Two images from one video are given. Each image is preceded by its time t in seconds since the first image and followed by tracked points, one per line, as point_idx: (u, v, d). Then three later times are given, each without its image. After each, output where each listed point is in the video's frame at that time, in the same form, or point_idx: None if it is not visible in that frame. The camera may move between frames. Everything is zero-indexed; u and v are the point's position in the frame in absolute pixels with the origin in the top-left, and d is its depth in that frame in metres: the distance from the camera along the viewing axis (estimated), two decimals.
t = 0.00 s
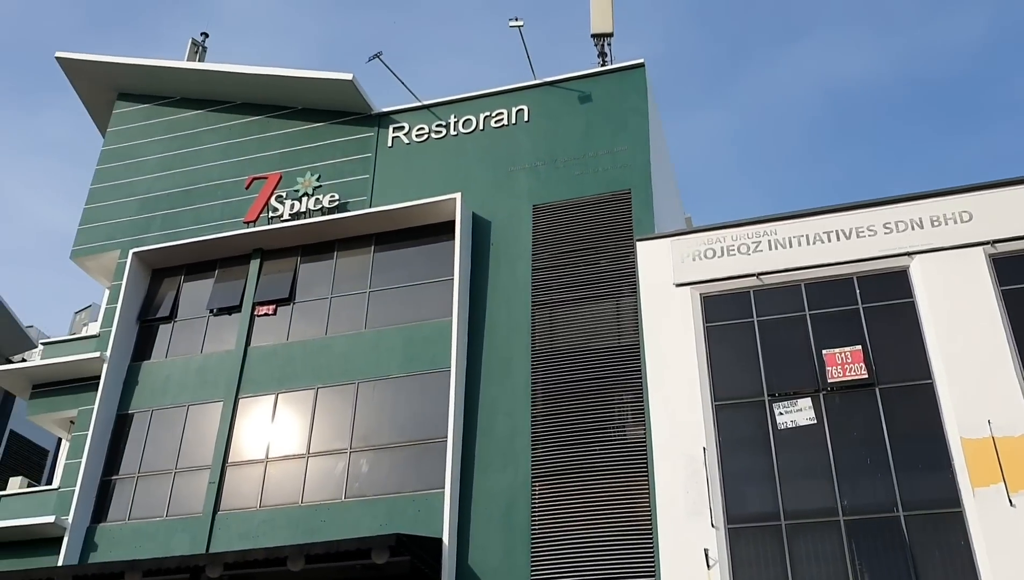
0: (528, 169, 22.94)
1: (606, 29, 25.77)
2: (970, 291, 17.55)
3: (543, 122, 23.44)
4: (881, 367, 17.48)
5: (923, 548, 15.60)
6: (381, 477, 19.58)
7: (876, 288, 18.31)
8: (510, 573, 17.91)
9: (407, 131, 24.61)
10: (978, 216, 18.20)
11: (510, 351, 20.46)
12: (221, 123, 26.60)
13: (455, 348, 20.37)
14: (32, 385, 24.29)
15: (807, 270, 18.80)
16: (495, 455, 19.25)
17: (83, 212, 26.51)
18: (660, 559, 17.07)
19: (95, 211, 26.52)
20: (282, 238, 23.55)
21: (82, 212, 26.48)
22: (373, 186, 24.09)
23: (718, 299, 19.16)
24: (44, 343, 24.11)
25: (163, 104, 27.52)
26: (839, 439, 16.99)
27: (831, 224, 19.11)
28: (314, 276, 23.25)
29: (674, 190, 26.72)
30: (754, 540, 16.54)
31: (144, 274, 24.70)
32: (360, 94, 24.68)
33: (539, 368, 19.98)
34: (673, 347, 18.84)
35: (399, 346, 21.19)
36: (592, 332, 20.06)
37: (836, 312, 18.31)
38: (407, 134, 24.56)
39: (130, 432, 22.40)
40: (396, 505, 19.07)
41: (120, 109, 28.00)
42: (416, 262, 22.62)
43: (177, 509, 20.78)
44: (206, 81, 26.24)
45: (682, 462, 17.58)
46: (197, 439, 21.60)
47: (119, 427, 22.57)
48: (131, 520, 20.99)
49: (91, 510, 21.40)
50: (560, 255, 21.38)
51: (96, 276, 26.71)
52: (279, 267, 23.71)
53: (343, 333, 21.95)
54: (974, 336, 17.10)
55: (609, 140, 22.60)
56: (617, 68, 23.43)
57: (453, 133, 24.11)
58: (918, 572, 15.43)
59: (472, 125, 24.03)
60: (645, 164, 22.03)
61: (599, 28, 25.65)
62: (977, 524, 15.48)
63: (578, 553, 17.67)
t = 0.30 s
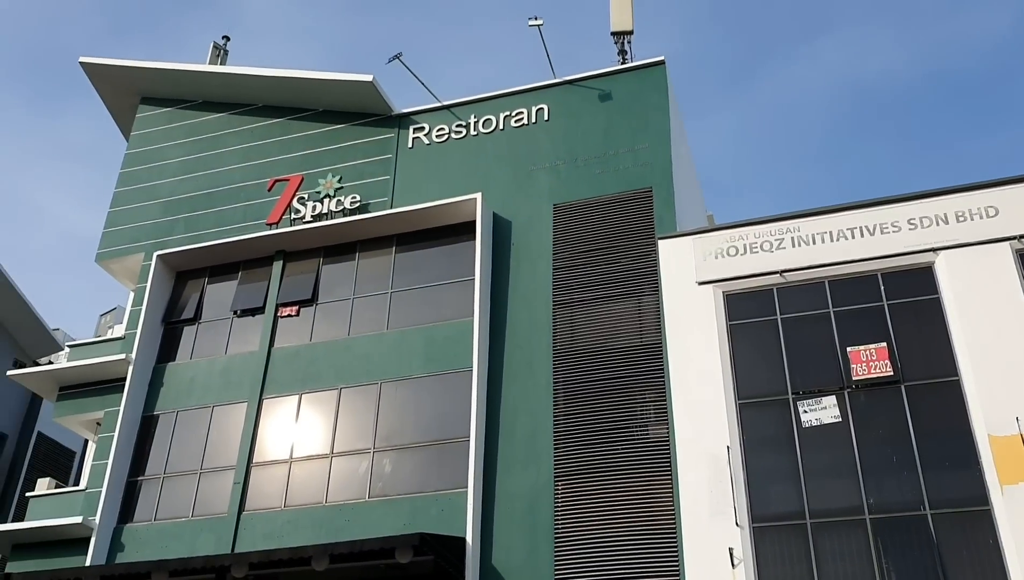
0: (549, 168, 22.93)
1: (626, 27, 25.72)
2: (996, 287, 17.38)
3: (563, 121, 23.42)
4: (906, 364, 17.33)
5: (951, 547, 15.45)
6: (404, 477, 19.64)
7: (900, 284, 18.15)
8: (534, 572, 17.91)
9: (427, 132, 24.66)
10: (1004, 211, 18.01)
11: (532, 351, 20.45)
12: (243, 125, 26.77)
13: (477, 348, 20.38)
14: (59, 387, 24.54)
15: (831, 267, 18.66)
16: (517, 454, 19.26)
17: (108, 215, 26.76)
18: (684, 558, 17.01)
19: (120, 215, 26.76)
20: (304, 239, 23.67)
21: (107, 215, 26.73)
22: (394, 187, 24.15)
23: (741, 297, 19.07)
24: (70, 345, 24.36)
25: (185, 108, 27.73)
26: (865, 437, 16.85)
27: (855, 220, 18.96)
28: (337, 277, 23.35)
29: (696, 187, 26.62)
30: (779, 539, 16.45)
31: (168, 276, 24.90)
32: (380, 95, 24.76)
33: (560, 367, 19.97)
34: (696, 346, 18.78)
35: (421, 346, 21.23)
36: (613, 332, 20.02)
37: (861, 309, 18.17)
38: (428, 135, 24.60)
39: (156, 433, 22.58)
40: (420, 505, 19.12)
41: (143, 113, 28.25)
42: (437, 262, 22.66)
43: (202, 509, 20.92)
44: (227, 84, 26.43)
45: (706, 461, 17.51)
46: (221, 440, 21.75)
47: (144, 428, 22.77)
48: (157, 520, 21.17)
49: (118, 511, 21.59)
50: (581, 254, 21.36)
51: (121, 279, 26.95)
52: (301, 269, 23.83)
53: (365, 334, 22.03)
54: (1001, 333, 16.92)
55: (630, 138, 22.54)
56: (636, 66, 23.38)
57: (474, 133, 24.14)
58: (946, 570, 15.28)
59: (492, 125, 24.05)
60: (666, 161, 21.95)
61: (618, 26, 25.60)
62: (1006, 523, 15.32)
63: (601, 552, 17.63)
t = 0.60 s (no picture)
0: (561, 165, 22.89)
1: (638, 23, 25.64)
2: (1013, 283, 17.25)
3: (575, 118, 23.38)
4: (922, 361, 17.22)
5: (967, 544, 15.35)
6: (418, 475, 19.67)
7: (915, 280, 18.04)
8: (548, 570, 17.91)
9: (439, 130, 24.67)
10: (1020, 206, 17.87)
11: (545, 349, 20.43)
12: (256, 124, 26.84)
13: (490, 346, 20.38)
14: (75, 386, 24.70)
15: (845, 264, 18.56)
16: (531, 452, 19.25)
17: (122, 215, 26.89)
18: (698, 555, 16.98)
19: (134, 214, 26.89)
20: (317, 238, 23.71)
21: (121, 215, 26.87)
22: (407, 185, 24.17)
23: (755, 294, 18.99)
24: (85, 344, 24.51)
25: (198, 107, 27.83)
26: (880, 434, 16.76)
27: (869, 216, 18.85)
28: (350, 276, 23.38)
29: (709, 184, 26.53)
30: (794, 536, 16.39)
31: (182, 275, 24.99)
32: (392, 93, 24.77)
33: (574, 365, 19.94)
34: (710, 343, 18.72)
35: (434, 344, 21.25)
36: (627, 329, 19.98)
37: (876, 305, 18.06)
38: (440, 133, 24.60)
39: (170, 431, 22.69)
40: (433, 502, 19.14)
41: (156, 113, 28.37)
42: (449, 260, 22.66)
43: (217, 507, 21.01)
44: (240, 83, 26.51)
45: (720, 459, 17.46)
46: (236, 438, 21.83)
47: (159, 426, 22.88)
48: (172, 518, 21.27)
49: (133, 508, 21.71)
50: (593, 252, 21.32)
51: (136, 278, 27.08)
52: (314, 267, 23.88)
53: (378, 332, 22.06)
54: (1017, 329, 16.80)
55: (642, 135, 22.47)
56: (649, 63, 23.31)
57: (486, 131, 24.13)
58: (962, 568, 15.19)
59: (504, 122, 24.02)
60: (679, 158, 21.88)
61: (630, 23, 25.52)
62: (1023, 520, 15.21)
63: (616, 550, 17.61)
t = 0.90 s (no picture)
0: (566, 163, 22.87)
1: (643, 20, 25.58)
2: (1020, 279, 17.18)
3: (580, 115, 23.35)
4: (929, 356, 17.17)
5: (976, 540, 15.30)
6: (425, 473, 19.68)
7: (923, 276, 17.98)
8: (556, 567, 17.91)
9: (444, 128, 24.66)
10: None
11: (551, 346, 20.42)
12: (261, 124, 26.87)
13: (496, 344, 20.38)
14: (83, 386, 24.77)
15: (852, 259, 18.51)
16: (538, 449, 19.25)
17: (128, 215, 26.96)
18: (706, 552, 16.96)
19: (141, 214, 26.95)
20: (323, 236, 23.73)
21: (127, 215, 26.93)
22: (412, 183, 24.17)
23: (762, 290, 18.95)
24: (93, 344, 24.58)
25: (203, 107, 27.87)
26: (889, 430, 16.72)
27: (876, 211, 18.80)
28: (356, 274, 23.40)
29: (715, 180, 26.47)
30: (802, 532, 16.35)
31: (189, 275, 25.04)
32: (397, 92, 24.77)
33: (580, 362, 19.93)
34: (717, 340, 18.69)
35: (441, 342, 21.26)
36: (633, 326, 19.95)
37: (883, 300, 18.01)
38: (445, 131, 24.60)
39: (178, 431, 22.74)
40: (440, 500, 19.15)
41: (162, 113, 28.41)
42: (455, 258, 22.66)
43: (225, 506, 21.05)
44: (245, 83, 26.54)
45: (728, 456, 17.43)
46: (243, 437, 21.87)
47: (167, 426, 22.93)
48: (180, 517, 21.32)
49: (141, 508, 21.77)
50: (600, 249, 21.29)
51: (143, 278, 27.14)
52: (321, 266, 23.90)
53: (385, 330, 22.08)
54: None
55: (648, 131, 22.43)
56: (654, 59, 23.26)
57: (491, 128, 24.11)
58: (971, 563, 15.14)
59: (509, 120, 24.01)
60: (684, 154, 21.83)
61: (635, 19, 25.47)
62: None
63: (623, 548, 17.59)
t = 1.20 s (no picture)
0: (566, 159, 22.86)
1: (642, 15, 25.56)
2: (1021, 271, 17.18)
3: (580, 111, 23.34)
4: (931, 349, 17.17)
5: (978, 532, 15.31)
6: (427, 470, 19.70)
7: (924, 269, 17.98)
8: (559, 563, 17.93)
9: (444, 125, 24.64)
10: None
11: (553, 342, 20.43)
12: (260, 122, 26.86)
13: (497, 340, 20.39)
14: (85, 386, 24.79)
15: (852, 253, 18.51)
16: (540, 446, 19.26)
17: (128, 214, 26.96)
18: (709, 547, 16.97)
19: (141, 213, 26.95)
20: (323, 234, 23.73)
21: (127, 214, 26.93)
22: (412, 180, 24.17)
23: (763, 285, 18.95)
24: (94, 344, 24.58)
25: (203, 106, 27.86)
26: (890, 423, 16.73)
27: (877, 205, 18.79)
28: (357, 272, 23.41)
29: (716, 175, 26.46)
30: (804, 526, 16.37)
31: (189, 274, 25.05)
32: (396, 89, 24.75)
33: (582, 358, 19.94)
34: (718, 335, 18.70)
35: (442, 339, 21.27)
36: (634, 322, 19.95)
37: (885, 294, 18.00)
38: (444, 128, 24.58)
39: (180, 429, 22.76)
40: (443, 497, 19.17)
41: (161, 112, 28.40)
42: (456, 255, 22.66)
43: (227, 504, 21.07)
44: (244, 81, 26.52)
45: (730, 451, 17.45)
46: (245, 436, 21.89)
47: (169, 424, 22.94)
48: (183, 516, 21.35)
49: (145, 507, 21.80)
50: (600, 245, 21.30)
51: (143, 277, 27.16)
52: (321, 264, 23.89)
53: (386, 327, 22.09)
54: None
55: (647, 126, 22.42)
56: (654, 54, 23.24)
57: (490, 125, 24.10)
58: (973, 556, 15.16)
59: (509, 116, 23.99)
60: (684, 149, 21.82)
61: (634, 15, 25.45)
62: None
63: (625, 543, 17.61)
